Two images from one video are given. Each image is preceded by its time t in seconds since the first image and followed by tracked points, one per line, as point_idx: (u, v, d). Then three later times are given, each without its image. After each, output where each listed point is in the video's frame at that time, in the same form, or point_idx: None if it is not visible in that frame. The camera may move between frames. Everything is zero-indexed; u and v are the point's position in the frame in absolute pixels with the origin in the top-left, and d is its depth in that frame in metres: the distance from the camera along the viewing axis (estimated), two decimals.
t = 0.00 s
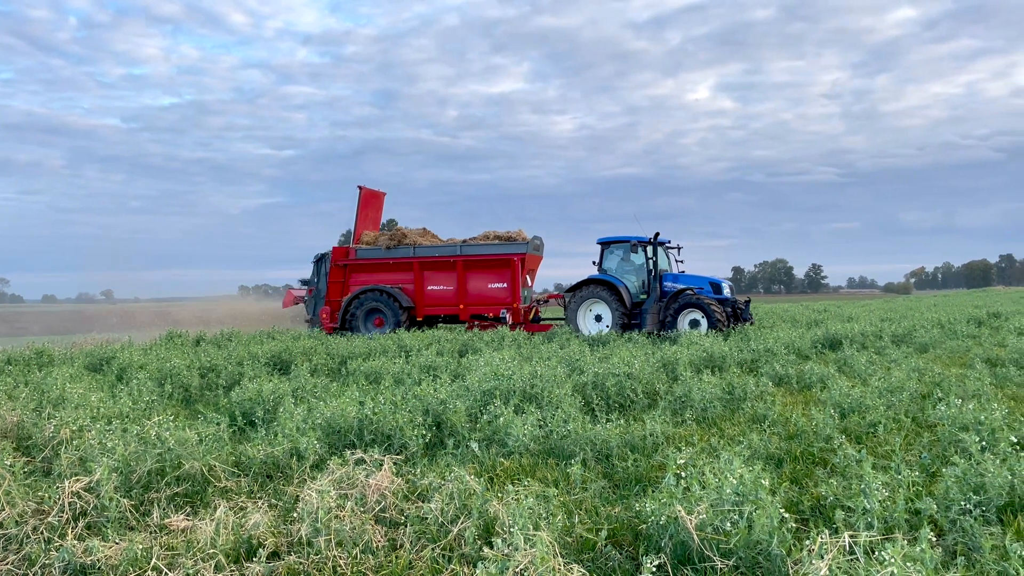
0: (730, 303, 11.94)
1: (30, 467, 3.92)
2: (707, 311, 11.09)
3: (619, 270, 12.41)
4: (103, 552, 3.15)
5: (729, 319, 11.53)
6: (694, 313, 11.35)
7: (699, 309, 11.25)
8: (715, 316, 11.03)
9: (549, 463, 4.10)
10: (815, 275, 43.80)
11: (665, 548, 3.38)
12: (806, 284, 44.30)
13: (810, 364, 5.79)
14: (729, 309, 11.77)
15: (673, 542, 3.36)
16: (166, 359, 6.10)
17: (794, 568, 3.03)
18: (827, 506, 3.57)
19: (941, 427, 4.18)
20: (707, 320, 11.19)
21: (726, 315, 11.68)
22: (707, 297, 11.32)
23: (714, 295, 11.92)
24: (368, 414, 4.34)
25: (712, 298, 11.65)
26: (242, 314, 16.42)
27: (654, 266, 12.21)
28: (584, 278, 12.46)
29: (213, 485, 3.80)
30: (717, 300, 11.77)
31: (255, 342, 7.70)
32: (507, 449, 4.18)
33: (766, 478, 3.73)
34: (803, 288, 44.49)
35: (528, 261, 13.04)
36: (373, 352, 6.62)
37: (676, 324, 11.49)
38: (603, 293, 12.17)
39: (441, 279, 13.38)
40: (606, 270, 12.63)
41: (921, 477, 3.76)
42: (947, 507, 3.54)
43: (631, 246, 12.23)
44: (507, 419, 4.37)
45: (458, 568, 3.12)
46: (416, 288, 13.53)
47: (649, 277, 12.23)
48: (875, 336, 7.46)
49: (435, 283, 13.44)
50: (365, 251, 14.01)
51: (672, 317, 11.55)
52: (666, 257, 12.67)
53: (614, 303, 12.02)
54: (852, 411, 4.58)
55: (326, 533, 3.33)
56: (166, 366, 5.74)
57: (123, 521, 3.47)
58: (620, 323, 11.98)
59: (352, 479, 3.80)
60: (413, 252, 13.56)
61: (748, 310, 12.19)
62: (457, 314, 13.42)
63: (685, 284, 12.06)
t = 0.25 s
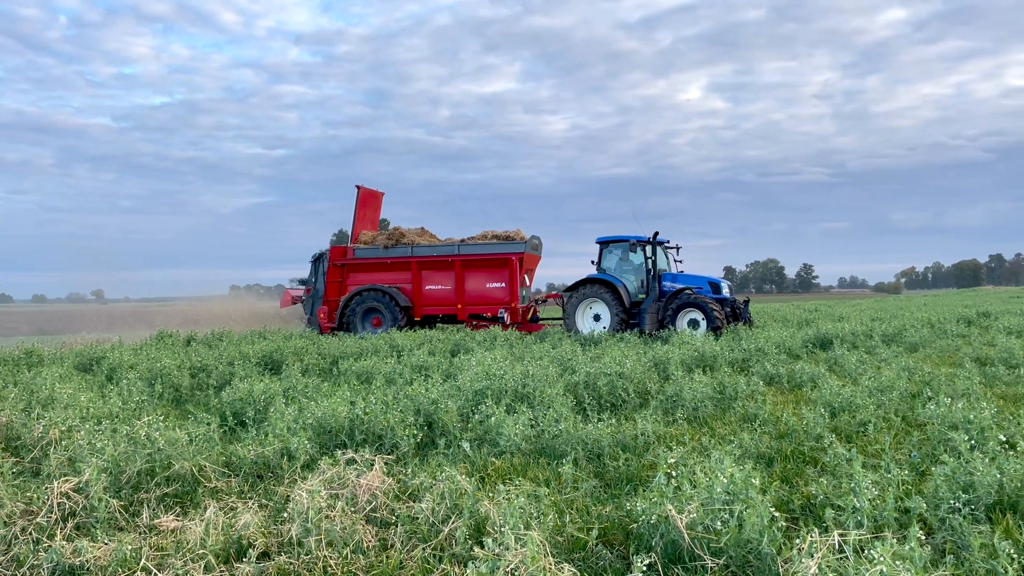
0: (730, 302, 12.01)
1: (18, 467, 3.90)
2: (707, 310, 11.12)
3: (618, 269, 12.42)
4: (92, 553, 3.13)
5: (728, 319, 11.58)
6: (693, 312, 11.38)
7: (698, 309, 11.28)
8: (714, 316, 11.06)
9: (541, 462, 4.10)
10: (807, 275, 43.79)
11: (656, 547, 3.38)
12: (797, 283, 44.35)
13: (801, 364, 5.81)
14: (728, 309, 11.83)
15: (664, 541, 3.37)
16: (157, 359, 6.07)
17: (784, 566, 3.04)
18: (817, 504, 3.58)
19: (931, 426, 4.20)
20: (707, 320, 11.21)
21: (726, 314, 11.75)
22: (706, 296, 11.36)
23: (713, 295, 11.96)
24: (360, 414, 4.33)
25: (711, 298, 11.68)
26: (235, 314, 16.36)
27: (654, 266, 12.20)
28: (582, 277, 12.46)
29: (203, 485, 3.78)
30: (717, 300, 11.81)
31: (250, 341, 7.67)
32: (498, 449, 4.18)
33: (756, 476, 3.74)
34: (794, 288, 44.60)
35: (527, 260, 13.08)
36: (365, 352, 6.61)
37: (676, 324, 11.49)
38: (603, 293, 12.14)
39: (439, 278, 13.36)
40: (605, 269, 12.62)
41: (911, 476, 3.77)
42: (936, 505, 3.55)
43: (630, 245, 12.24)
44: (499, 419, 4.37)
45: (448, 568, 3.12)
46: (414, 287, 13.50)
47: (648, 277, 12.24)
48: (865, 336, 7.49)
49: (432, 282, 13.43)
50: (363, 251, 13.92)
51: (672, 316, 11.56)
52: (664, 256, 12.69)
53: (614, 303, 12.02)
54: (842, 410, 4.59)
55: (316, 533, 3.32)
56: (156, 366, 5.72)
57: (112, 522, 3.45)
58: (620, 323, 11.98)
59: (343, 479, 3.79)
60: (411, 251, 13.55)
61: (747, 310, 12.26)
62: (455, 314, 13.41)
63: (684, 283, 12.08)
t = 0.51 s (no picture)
0: (728, 302, 12.06)
1: (5, 468, 3.88)
2: (705, 310, 11.15)
3: (616, 268, 12.42)
4: (79, 553, 3.12)
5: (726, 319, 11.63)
6: (691, 312, 11.42)
7: (696, 309, 11.31)
8: (713, 316, 11.09)
9: (531, 462, 4.10)
10: (796, 275, 44.05)
11: (645, 546, 3.39)
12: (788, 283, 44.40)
13: (791, 364, 5.83)
14: (726, 309, 11.87)
15: (653, 540, 3.37)
16: (146, 359, 6.05)
17: (772, 565, 3.05)
18: (805, 503, 3.59)
19: (919, 425, 4.22)
20: (705, 319, 11.25)
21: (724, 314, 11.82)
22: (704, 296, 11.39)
23: (711, 295, 11.99)
24: (350, 414, 4.32)
25: (709, 297, 11.69)
26: (228, 314, 16.33)
27: (653, 266, 12.18)
28: (580, 276, 12.47)
29: (192, 485, 3.78)
30: (715, 300, 11.84)
31: (242, 341, 7.62)
32: (488, 449, 4.19)
33: (745, 475, 3.76)
34: (785, 288, 44.73)
35: (524, 258, 13.07)
36: (355, 352, 6.60)
37: (675, 323, 11.52)
38: (602, 292, 12.12)
39: (436, 278, 13.35)
40: (604, 268, 12.62)
41: (898, 475, 3.79)
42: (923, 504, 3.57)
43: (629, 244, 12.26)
44: (489, 418, 4.37)
45: (437, 568, 3.12)
46: (411, 287, 13.50)
47: (647, 277, 12.25)
48: (855, 335, 7.52)
49: (429, 281, 13.42)
50: (360, 250, 13.94)
51: (669, 316, 11.63)
52: (662, 256, 12.70)
53: (611, 303, 12.04)
54: (831, 409, 4.61)
55: (304, 533, 3.32)
56: (145, 365, 5.70)
57: (99, 522, 3.44)
58: (617, 323, 12.03)
59: (332, 479, 3.78)
60: (407, 250, 13.54)
61: (745, 310, 12.31)
62: (452, 313, 13.40)
63: (682, 283, 12.11)
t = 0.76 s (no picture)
0: (725, 302, 12.08)
1: None
2: (703, 310, 11.17)
3: (613, 268, 12.42)
4: (66, 554, 3.11)
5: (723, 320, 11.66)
6: (688, 312, 11.46)
7: (693, 309, 11.34)
8: (710, 316, 11.13)
9: (521, 461, 4.11)
10: (787, 275, 44.46)
11: (634, 545, 3.40)
12: (779, 284, 44.63)
13: (780, 363, 5.85)
14: (723, 309, 11.89)
15: (641, 540, 3.38)
16: (136, 358, 6.03)
17: (759, 564, 3.06)
18: (794, 503, 3.60)
19: (907, 425, 4.24)
20: (702, 319, 11.28)
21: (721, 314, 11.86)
22: (701, 296, 11.42)
23: (709, 295, 11.98)
24: (340, 414, 4.32)
25: (707, 297, 11.70)
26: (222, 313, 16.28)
27: (650, 266, 12.17)
28: (577, 276, 12.45)
29: (180, 486, 3.77)
30: (712, 299, 11.85)
31: (234, 341, 7.59)
32: (478, 448, 4.19)
33: (733, 475, 3.77)
34: (776, 288, 44.97)
35: (520, 258, 13.07)
36: (346, 352, 6.59)
37: (670, 323, 11.59)
38: (598, 293, 12.14)
39: (432, 277, 13.34)
40: (601, 268, 12.61)
41: (886, 474, 3.81)
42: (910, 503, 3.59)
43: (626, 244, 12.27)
44: (479, 418, 4.37)
45: (426, 567, 3.12)
46: (407, 286, 13.49)
47: (644, 277, 12.24)
48: (845, 335, 7.56)
49: (425, 281, 13.41)
50: (355, 249, 13.91)
51: (666, 315, 11.67)
52: (659, 255, 12.72)
53: (608, 303, 12.06)
54: (820, 409, 4.63)
55: (293, 533, 3.31)
56: (135, 365, 5.69)
57: (88, 523, 3.43)
58: (614, 322, 12.07)
59: (321, 479, 3.78)
60: (403, 250, 13.52)
61: (742, 310, 12.31)
62: (448, 313, 13.40)
63: (679, 283, 12.13)
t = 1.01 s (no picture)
0: (720, 302, 12.10)
1: None
2: (698, 310, 11.19)
3: (608, 268, 12.45)
4: (50, 554, 3.10)
5: (718, 320, 11.70)
6: (684, 312, 11.47)
7: (688, 309, 11.35)
8: (704, 316, 11.15)
9: (508, 461, 4.11)
10: (778, 275, 44.67)
11: (620, 545, 3.40)
12: (767, 284, 44.94)
13: (768, 363, 5.87)
14: (718, 309, 11.92)
15: (628, 539, 3.39)
16: (123, 358, 6.00)
17: (744, 564, 3.07)
18: (780, 502, 3.61)
19: (892, 425, 4.26)
20: (697, 319, 11.30)
21: (716, 314, 11.87)
22: (696, 297, 11.42)
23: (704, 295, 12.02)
24: (327, 414, 4.32)
25: (701, 297, 11.72)
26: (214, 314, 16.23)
27: (645, 266, 12.21)
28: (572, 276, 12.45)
29: (166, 486, 3.75)
30: (707, 300, 11.87)
31: (225, 341, 7.56)
32: (466, 448, 4.19)
33: (720, 475, 3.78)
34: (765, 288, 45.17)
35: (514, 258, 13.07)
36: (335, 352, 6.57)
37: (666, 323, 11.57)
38: (592, 293, 12.11)
39: (426, 277, 13.32)
40: (595, 268, 12.62)
41: (871, 474, 3.82)
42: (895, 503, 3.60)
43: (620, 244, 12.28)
44: (468, 418, 4.37)
45: (412, 568, 3.12)
46: (401, 286, 13.47)
47: (638, 276, 12.28)
48: (832, 336, 7.60)
49: (419, 281, 13.39)
50: (349, 248, 13.89)
51: (661, 316, 11.64)
52: (653, 255, 12.75)
53: (603, 303, 12.03)
54: (807, 409, 4.65)
55: (279, 533, 3.31)
56: (121, 365, 5.66)
57: (72, 523, 3.42)
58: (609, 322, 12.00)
59: (308, 479, 3.77)
60: (398, 249, 13.50)
61: (737, 310, 12.34)
62: (442, 313, 13.39)
63: (674, 283, 12.17)
